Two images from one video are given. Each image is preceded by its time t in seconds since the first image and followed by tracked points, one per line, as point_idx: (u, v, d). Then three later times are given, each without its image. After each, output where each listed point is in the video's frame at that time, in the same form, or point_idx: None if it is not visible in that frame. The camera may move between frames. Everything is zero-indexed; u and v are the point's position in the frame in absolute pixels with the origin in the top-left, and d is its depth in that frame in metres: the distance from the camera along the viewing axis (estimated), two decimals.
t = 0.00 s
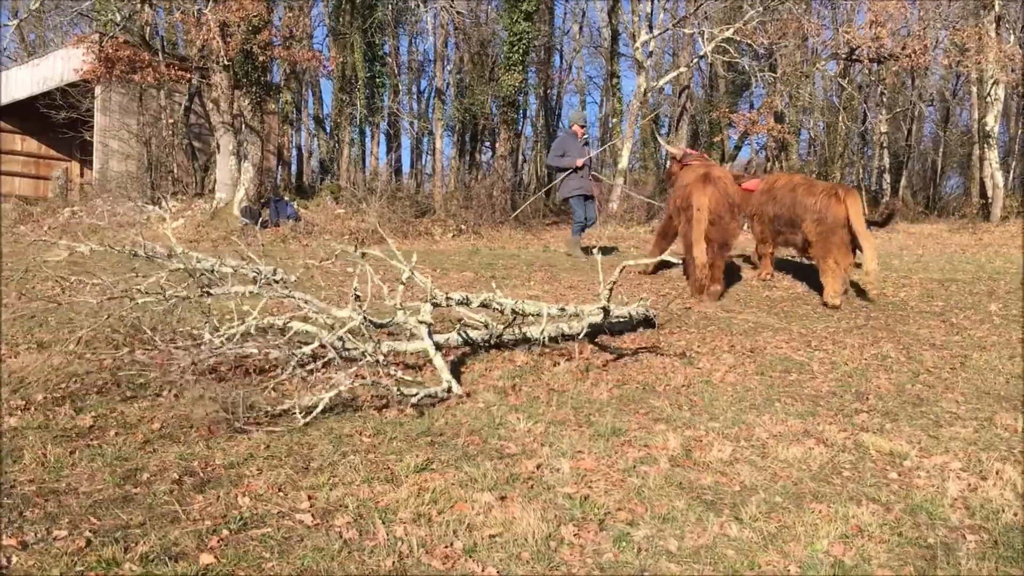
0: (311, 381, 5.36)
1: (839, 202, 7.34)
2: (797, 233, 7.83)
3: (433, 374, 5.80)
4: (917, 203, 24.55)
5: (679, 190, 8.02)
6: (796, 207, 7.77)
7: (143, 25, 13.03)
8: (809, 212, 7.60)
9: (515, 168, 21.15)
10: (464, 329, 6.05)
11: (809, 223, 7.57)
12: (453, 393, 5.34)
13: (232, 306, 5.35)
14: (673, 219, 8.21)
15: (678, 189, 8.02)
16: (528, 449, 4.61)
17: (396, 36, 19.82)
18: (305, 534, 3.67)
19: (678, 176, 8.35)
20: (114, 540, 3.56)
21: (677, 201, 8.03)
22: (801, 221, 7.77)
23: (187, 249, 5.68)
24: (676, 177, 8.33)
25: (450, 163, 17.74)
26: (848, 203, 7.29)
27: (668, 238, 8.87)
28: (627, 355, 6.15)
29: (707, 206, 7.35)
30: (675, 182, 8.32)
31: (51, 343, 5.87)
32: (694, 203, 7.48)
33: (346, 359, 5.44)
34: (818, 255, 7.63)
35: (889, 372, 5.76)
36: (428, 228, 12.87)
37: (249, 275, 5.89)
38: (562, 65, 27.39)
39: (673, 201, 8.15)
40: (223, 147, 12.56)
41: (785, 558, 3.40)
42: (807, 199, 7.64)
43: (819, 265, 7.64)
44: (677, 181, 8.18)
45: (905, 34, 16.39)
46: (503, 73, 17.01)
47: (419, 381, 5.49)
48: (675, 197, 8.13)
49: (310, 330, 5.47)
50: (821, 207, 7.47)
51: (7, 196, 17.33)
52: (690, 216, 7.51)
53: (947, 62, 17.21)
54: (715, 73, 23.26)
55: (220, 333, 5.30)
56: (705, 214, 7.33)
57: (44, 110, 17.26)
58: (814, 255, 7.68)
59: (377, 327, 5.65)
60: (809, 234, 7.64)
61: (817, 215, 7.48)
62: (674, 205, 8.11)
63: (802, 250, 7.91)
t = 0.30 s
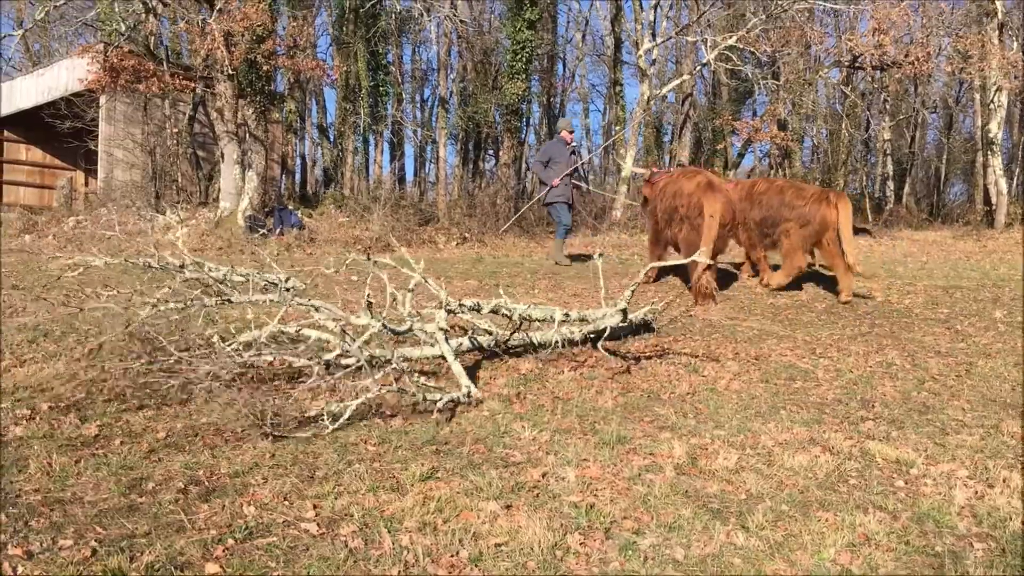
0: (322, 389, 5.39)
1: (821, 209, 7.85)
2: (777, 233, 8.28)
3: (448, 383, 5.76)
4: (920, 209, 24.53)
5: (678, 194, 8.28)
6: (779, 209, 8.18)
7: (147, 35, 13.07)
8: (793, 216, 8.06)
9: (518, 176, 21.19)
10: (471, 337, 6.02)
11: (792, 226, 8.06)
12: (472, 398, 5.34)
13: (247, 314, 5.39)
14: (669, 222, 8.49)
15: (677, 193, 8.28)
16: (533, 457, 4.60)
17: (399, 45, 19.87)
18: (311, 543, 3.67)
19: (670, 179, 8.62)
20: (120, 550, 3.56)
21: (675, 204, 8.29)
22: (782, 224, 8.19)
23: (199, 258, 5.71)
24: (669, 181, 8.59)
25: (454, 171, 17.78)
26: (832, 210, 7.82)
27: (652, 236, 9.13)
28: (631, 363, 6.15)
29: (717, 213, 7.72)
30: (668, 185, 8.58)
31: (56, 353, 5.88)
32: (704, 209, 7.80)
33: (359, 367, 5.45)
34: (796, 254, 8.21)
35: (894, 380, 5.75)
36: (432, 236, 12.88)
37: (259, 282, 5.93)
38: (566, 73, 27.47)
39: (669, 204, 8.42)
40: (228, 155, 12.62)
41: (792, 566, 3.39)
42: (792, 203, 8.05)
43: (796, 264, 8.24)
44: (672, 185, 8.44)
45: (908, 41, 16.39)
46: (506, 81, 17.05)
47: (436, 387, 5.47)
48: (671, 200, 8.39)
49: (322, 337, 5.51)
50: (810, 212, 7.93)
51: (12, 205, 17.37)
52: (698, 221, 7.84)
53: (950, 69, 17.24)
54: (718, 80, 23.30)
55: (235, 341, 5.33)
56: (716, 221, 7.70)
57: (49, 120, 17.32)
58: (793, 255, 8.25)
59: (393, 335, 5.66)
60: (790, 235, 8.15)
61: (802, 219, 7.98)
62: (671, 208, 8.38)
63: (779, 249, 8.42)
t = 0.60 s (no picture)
0: (329, 397, 5.40)
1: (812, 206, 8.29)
2: (763, 233, 8.61)
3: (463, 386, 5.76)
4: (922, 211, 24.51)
5: (666, 189, 8.45)
6: (764, 209, 8.54)
7: (150, 41, 13.09)
8: (780, 214, 8.43)
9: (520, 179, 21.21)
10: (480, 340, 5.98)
11: (782, 224, 8.41)
12: (492, 400, 5.37)
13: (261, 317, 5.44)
14: (656, 217, 8.65)
15: (665, 188, 8.45)
16: (538, 461, 4.60)
17: (401, 50, 19.88)
18: (316, 548, 3.66)
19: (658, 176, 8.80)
20: (125, 556, 3.56)
21: (664, 200, 8.47)
22: (768, 223, 8.55)
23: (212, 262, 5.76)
24: (657, 177, 8.77)
25: (456, 175, 17.81)
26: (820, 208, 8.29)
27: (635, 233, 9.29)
28: (635, 365, 6.13)
29: (707, 209, 7.96)
30: (656, 182, 8.77)
31: (60, 359, 5.87)
32: (694, 204, 8.02)
33: (373, 371, 5.47)
34: (786, 253, 8.56)
35: (899, 382, 5.74)
36: (435, 240, 12.89)
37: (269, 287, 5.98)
38: (567, 77, 27.50)
39: (658, 200, 8.58)
40: (230, 161, 12.51)
41: (798, 570, 3.38)
42: (779, 202, 8.43)
43: (786, 262, 8.60)
44: (660, 181, 8.62)
45: (910, 43, 16.37)
46: (508, 85, 17.06)
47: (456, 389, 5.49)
48: (660, 196, 8.56)
49: (334, 341, 5.57)
50: (797, 211, 8.33)
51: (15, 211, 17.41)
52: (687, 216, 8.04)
53: (952, 70, 17.24)
54: (720, 83, 23.30)
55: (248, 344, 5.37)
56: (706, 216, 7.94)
57: (52, 126, 17.37)
58: (781, 253, 8.61)
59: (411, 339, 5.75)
60: (779, 234, 8.49)
61: (791, 218, 8.37)
62: (659, 204, 8.54)
63: (764, 247, 8.78)
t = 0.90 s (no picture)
0: (329, 404, 5.38)
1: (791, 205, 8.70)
2: (743, 234, 8.90)
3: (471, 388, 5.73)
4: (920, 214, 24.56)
5: (654, 195, 8.80)
6: (743, 211, 8.83)
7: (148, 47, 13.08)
8: (761, 215, 8.77)
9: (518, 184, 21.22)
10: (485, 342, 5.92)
11: (765, 225, 8.75)
12: (502, 402, 5.37)
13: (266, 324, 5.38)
14: (643, 222, 8.97)
15: (652, 194, 8.80)
16: (538, 466, 4.59)
17: (399, 55, 19.88)
18: (316, 554, 3.65)
19: (642, 183, 9.14)
20: (124, 562, 3.54)
21: (652, 205, 8.82)
22: (747, 223, 8.86)
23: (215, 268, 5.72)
24: (642, 184, 9.10)
25: (454, 180, 17.82)
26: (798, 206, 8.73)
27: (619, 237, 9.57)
28: (635, 370, 6.10)
29: (696, 214, 8.34)
30: (641, 188, 9.10)
31: (58, 365, 5.85)
32: (683, 209, 8.40)
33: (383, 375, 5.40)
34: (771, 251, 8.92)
35: (899, 386, 5.74)
36: (434, 245, 12.88)
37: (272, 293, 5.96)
38: (565, 81, 27.55)
39: (645, 206, 8.92)
40: (228, 166, 12.44)
41: (800, 574, 3.37)
42: (757, 203, 8.73)
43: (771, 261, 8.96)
44: (647, 188, 8.96)
45: (907, 46, 16.39)
46: (506, 90, 17.08)
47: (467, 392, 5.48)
48: (647, 202, 8.92)
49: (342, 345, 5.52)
50: (777, 210, 8.70)
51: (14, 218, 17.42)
52: (677, 220, 8.41)
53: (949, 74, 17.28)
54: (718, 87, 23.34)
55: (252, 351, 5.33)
56: (695, 221, 8.33)
57: (50, 132, 17.35)
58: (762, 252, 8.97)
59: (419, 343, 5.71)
60: (763, 234, 8.82)
61: (772, 218, 8.74)
62: (647, 210, 8.88)
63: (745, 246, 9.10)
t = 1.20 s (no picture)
0: (326, 417, 5.35)
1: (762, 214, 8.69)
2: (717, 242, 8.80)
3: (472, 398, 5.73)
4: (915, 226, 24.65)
5: (635, 205, 8.82)
6: (713, 221, 8.73)
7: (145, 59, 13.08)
8: (731, 224, 8.72)
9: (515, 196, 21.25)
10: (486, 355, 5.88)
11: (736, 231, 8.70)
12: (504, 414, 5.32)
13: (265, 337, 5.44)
14: (622, 232, 8.92)
15: (633, 204, 8.80)
16: (537, 479, 4.57)
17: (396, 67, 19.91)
18: (314, 569, 3.62)
19: (617, 194, 9.13)
20: None
21: (632, 214, 8.79)
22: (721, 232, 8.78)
23: (214, 281, 5.74)
24: (616, 196, 9.08)
25: (451, 192, 17.84)
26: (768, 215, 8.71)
27: (589, 250, 9.43)
28: (634, 381, 6.09)
29: (684, 221, 8.53)
30: (616, 199, 9.08)
31: (54, 379, 5.81)
32: (672, 216, 8.51)
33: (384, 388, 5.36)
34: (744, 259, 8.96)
35: (898, 397, 5.74)
36: (432, 256, 12.88)
37: (270, 305, 5.97)
38: (562, 94, 27.67)
39: (624, 215, 8.88)
40: (226, 178, 12.42)
41: None
42: (729, 211, 8.69)
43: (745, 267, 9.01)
44: (623, 198, 8.95)
45: (902, 60, 16.50)
46: (503, 102, 17.14)
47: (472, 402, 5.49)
48: (624, 212, 8.89)
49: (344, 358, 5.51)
50: (748, 217, 8.69)
51: (9, 230, 17.36)
52: (666, 227, 8.49)
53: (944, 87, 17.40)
54: (714, 100, 23.44)
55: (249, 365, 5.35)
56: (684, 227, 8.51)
57: (46, 145, 17.33)
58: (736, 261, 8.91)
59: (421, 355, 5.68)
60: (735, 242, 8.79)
61: (743, 224, 8.70)
62: (627, 219, 8.83)
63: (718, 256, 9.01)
